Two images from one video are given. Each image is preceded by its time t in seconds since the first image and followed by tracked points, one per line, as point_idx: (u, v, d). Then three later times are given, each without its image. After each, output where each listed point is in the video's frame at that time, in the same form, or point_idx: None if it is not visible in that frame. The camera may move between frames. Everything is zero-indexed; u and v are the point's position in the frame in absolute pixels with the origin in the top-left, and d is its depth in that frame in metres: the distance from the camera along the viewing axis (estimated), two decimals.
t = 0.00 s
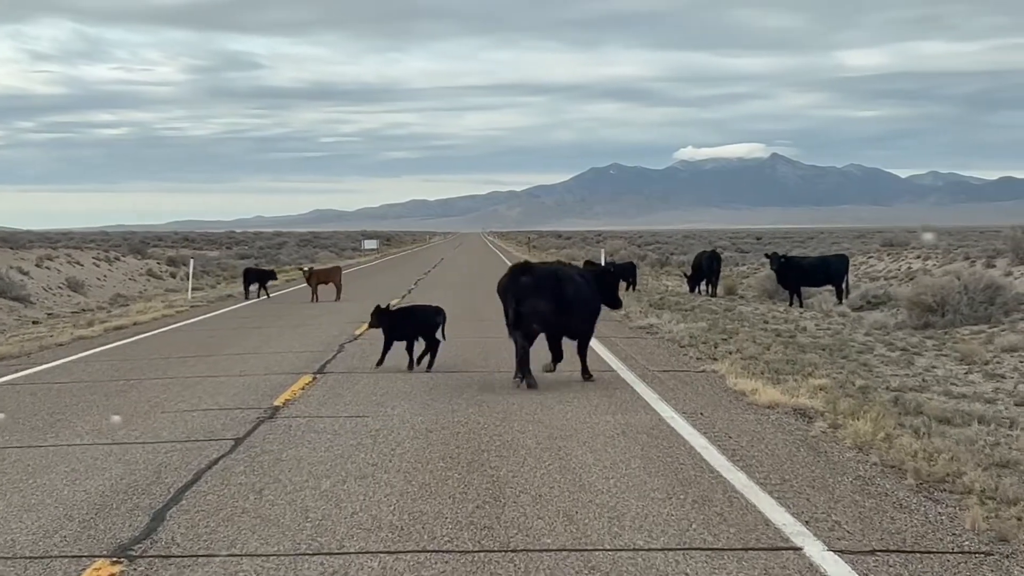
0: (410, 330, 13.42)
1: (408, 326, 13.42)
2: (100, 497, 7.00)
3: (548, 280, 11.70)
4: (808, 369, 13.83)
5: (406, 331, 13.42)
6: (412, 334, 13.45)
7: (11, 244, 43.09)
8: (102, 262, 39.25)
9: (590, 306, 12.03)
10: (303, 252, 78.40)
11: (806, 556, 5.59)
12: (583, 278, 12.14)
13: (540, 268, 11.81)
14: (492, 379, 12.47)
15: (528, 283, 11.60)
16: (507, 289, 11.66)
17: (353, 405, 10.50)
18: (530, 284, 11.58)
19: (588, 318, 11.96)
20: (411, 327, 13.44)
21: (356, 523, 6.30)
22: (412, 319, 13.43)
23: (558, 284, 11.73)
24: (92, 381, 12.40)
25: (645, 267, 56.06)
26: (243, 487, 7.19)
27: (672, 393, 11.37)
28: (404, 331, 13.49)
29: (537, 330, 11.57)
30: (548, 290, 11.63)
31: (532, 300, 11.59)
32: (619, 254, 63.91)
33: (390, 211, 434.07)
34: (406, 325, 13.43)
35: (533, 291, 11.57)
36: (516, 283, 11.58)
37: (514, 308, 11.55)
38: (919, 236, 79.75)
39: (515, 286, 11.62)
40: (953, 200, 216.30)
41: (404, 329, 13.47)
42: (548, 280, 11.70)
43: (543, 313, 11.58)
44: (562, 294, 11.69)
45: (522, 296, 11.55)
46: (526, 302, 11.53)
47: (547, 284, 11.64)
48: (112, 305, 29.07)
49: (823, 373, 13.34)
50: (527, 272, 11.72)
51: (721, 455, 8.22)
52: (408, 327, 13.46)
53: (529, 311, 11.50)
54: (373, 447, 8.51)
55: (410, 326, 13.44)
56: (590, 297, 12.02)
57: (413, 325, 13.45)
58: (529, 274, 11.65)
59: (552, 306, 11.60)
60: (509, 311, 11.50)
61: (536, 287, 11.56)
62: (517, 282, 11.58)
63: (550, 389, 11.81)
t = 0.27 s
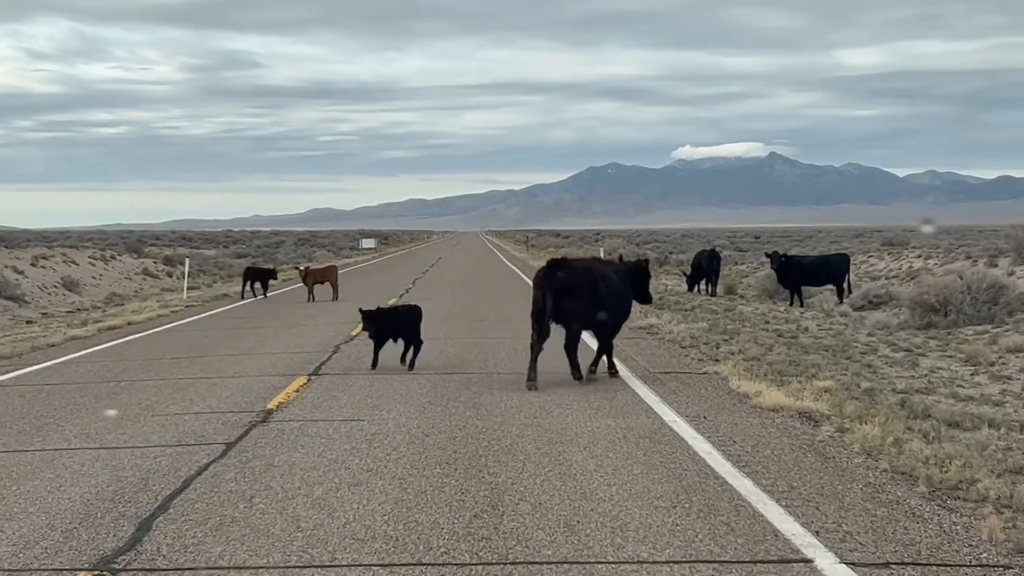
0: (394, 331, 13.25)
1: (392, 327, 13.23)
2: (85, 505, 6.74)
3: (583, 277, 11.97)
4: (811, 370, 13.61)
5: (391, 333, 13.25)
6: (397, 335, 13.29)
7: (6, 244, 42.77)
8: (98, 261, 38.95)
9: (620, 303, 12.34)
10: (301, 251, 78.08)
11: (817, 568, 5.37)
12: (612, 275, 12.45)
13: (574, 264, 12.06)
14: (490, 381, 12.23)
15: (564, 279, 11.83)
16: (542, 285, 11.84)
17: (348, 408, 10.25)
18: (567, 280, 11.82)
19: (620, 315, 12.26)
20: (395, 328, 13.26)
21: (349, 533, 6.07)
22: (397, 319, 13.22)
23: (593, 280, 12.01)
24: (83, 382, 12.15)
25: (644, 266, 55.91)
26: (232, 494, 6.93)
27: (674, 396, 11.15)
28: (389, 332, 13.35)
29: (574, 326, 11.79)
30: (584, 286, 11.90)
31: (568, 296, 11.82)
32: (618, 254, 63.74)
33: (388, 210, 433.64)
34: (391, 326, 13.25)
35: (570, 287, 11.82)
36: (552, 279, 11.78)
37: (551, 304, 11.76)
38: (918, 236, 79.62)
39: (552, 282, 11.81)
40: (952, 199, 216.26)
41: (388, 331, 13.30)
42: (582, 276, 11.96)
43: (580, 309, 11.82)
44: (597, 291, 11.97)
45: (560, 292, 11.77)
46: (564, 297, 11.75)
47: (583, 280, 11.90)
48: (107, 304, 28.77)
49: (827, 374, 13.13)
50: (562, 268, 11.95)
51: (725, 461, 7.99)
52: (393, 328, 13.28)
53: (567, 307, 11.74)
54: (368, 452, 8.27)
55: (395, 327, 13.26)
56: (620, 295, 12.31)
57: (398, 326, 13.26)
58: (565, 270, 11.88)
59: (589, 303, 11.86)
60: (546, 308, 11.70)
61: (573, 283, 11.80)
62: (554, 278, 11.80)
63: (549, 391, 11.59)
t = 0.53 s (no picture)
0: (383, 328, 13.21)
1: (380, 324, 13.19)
2: (70, 513, 6.51)
3: (615, 275, 11.94)
4: (816, 371, 13.39)
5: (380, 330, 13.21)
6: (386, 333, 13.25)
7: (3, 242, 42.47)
8: (94, 259, 38.65)
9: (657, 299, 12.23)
10: (301, 249, 77.76)
11: None
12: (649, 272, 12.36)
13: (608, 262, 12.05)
14: (490, 382, 12.00)
15: (595, 276, 11.86)
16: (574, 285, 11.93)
17: (345, 410, 10.02)
18: (597, 277, 11.84)
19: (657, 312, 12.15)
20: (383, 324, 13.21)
21: (344, 543, 5.84)
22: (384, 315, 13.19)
23: (625, 277, 11.97)
24: (75, 383, 11.90)
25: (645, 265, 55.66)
26: (223, 501, 6.71)
27: (678, 398, 10.92)
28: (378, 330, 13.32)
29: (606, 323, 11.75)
30: (614, 283, 11.86)
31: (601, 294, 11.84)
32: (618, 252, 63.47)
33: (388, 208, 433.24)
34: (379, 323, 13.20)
35: (601, 284, 11.81)
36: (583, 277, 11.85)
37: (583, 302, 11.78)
38: (920, 234, 79.34)
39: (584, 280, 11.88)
40: (952, 198, 215.98)
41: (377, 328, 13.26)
42: (614, 273, 11.96)
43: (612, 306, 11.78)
44: (629, 287, 11.91)
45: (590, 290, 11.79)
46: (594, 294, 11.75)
47: (615, 276, 11.89)
48: (104, 303, 28.52)
49: (833, 375, 12.91)
50: (593, 267, 11.99)
51: (732, 466, 7.77)
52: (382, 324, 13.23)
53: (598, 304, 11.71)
54: (364, 456, 8.05)
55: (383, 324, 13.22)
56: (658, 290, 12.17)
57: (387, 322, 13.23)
58: (597, 268, 11.90)
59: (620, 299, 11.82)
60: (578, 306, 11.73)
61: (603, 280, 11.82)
62: (585, 276, 11.86)
63: (550, 392, 11.36)
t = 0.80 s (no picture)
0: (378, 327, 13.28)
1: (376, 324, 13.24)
2: (56, 521, 6.27)
3: (655, 270, 12.12)
4: (823, 372, 13.17)
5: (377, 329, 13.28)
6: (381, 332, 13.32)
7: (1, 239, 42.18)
8: (93, 257, 38.35)
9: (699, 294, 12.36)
10: (301, 247, 77.44)
11: None
12: (693, 266, 12.50)
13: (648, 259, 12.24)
14: (491, 383, 11.76)
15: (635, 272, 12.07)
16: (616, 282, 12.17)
17: (343, 413, 9.79)
18: (637, 273, 12.03)
19: (699, 306, 12.27)
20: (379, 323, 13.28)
21: (339, 553, 5.61)
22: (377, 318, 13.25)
23: (666, 273, 12.12)
24: (69, 383, 11.65)
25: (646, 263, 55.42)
26: (215, 509, 6.47)
27: (684, 400, 10.70)
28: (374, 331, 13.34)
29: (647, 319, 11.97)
30: (655, 279, 12.04)
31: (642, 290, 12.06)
32: (619, 250, 63.23)
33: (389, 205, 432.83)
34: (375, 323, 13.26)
35: (642, 281, 12.01)
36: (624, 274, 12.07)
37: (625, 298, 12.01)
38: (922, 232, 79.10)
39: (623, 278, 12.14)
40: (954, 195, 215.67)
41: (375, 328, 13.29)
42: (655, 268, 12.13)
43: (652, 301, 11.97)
44: (670, 282, 12.05)
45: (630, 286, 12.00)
46: (635, 291, 11.97)
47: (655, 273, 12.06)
48: (102, 301, 28.26)
49: (841, 376, 12.70)
50: (635, 262, 12.18)
51: (741, 471, 7.55)
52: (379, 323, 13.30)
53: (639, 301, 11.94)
54: (362, 461, 7.83)
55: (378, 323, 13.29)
56: (698, 286, 12.28)
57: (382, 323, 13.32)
58: (637, 264, 12.11)
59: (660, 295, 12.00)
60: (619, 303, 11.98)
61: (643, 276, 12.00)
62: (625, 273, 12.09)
63: (553, 393, 11.14)
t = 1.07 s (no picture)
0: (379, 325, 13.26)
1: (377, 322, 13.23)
2: (43, 530, 6.03)
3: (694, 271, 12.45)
4: (831, 372, 12.95)
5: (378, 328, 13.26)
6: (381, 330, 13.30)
7: None
8: (92, 254, 38.07)
9: (730, 294, 12.75)
10: (302, 244, 77.07)
11: None
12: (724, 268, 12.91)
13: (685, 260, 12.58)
14: (493, 384, 11.52)
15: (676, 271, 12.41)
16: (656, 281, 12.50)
17: (343, 415, 9.55)
18: (679, 274, 12.30)
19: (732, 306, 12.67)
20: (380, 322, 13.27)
21: (335, 565, 5.40)
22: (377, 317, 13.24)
23: (704, 273, 12.46)
24: (63, 382, 11.42)
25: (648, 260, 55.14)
26: (208, 517, 6.25)
27: (691, 403, 10.47)
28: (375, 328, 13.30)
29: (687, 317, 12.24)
30: (695, 279, 12.37)
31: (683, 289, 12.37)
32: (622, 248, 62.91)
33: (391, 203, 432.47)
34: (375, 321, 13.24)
35: (682, 280, 12.32)
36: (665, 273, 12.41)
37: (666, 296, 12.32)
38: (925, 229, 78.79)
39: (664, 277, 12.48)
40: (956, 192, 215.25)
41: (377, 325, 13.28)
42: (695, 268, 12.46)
43: (693, 299, 12.27)
44: (709, 282, 12.42)
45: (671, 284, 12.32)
46: (675, 290, 12.28)
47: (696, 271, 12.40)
48: (101, 298, 27.99)
49: (850, 377, 12.47)
50: (675, 262, 12.54)
51: (750, 476, 7.33)
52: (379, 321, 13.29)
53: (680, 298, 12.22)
54: (361, 465, 7.61)
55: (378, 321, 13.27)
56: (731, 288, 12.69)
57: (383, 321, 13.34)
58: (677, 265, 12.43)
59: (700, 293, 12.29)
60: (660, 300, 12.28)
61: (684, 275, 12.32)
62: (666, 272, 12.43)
63: (557, 395, 10.91)
